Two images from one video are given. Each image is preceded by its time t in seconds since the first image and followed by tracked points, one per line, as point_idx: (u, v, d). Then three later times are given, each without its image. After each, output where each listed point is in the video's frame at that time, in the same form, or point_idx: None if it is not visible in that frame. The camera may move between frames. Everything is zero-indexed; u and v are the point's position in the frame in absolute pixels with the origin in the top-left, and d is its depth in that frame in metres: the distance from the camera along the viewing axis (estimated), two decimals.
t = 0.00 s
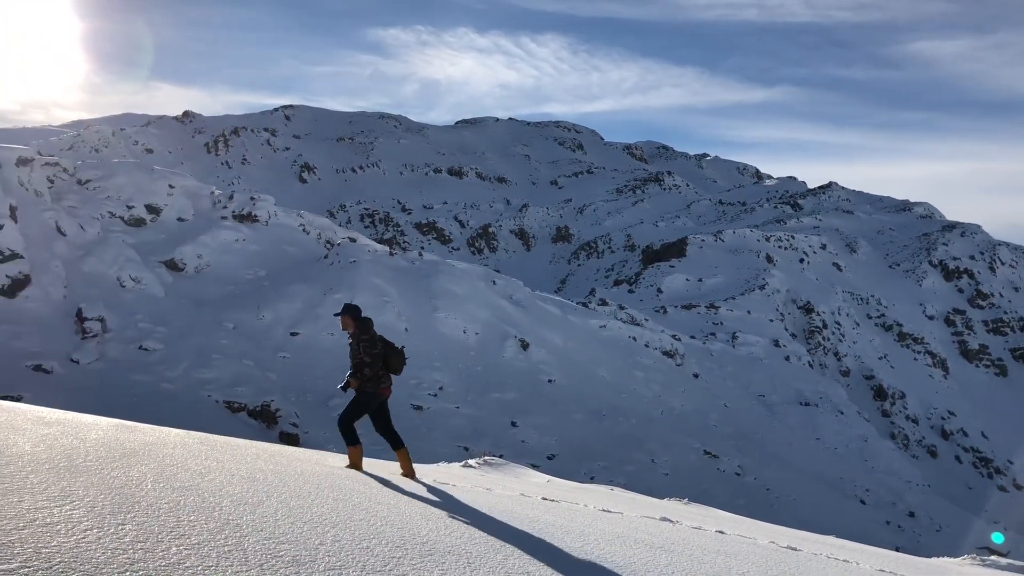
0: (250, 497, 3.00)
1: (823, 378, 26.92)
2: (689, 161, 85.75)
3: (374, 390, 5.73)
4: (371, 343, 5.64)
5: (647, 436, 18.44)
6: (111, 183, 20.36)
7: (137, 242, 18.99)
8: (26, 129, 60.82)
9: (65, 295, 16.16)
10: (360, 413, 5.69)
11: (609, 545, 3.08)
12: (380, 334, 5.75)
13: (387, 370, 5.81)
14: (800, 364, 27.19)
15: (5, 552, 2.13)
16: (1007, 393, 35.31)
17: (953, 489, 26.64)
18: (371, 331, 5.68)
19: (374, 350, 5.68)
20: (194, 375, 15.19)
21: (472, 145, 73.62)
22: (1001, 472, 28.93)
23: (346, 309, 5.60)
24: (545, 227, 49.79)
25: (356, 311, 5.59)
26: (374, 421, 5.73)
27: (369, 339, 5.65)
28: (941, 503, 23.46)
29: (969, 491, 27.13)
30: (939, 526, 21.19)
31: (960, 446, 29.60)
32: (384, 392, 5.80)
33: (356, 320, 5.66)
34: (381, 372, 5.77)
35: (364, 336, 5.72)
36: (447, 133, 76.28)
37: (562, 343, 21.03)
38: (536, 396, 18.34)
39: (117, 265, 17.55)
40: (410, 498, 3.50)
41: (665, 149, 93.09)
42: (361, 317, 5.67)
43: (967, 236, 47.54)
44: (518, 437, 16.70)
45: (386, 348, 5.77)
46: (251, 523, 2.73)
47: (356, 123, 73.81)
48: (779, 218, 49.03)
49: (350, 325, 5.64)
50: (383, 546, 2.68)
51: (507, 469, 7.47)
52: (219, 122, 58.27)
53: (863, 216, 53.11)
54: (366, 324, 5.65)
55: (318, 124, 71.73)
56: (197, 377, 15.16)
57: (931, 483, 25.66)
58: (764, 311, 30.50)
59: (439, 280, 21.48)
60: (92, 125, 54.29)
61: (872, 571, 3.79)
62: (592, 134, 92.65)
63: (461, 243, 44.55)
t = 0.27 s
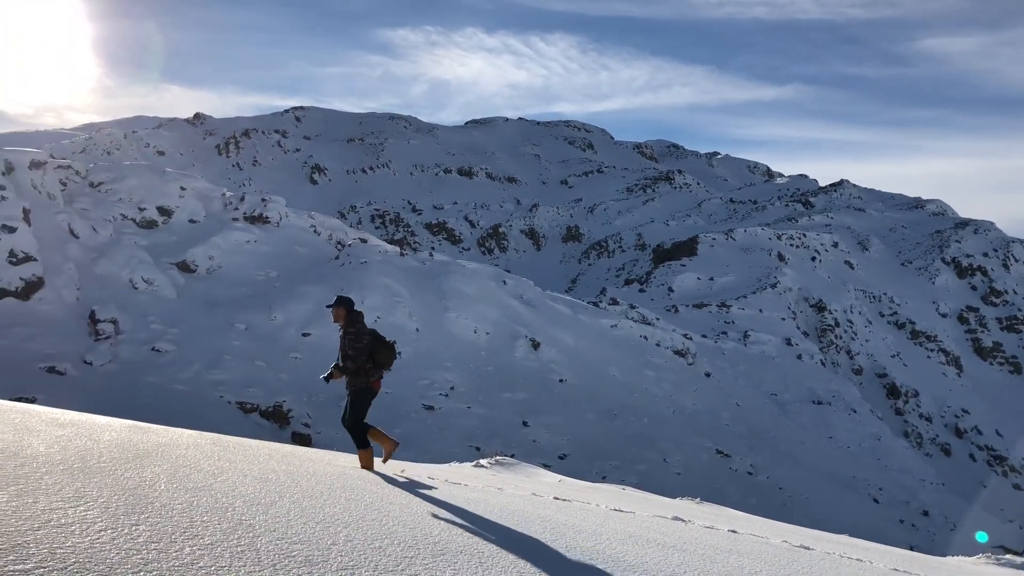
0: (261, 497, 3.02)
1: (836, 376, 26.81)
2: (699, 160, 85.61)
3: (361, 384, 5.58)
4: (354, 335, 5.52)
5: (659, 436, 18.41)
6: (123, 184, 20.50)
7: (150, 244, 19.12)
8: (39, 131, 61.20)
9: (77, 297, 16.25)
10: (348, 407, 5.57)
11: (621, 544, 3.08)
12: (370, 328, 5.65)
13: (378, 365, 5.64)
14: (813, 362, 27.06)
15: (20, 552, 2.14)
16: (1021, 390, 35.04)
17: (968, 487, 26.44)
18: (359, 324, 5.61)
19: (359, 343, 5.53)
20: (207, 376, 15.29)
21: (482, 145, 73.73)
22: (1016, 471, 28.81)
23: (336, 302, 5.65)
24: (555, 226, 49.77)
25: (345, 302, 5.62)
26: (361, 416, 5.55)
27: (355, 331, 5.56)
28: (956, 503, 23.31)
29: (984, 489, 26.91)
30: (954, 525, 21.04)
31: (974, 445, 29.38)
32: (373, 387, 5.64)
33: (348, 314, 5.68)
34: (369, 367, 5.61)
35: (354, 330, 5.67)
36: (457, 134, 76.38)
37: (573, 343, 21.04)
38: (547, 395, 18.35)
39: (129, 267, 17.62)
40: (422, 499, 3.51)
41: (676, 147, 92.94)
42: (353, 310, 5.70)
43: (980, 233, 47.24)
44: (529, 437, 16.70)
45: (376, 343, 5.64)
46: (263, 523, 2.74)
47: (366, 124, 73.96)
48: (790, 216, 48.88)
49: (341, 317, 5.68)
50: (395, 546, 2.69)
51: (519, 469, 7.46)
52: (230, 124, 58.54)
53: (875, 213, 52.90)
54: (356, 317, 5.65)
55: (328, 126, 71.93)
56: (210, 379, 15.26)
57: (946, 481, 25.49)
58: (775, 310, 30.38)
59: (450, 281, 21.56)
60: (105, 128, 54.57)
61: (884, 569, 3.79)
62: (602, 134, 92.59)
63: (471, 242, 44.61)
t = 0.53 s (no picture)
0: (277, 498, 3.04)
1: (850, 376, 26.68)
2: (713, 160, 85.32)
3: (354, 384, 5.56)
4: (344, 334, 5.57)
5: (673, 436, 18.38)
6: (138, 186, 20.73)
7: (165, 246, 19.31)
8: (56, 135, 61.78)
9: (93, 299, 16.57)
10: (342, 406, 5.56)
11: (636, 544, 3.07)
12: (364, 328, 5.67)
13: (372, 364, 5.63)
14: (828, 362, 26.92)
15: (40, 552, 2.16)
16: None
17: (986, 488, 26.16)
18: (351, 324, 5.64)
19: (351, 343, 5.58)
20: (222, 377, 15.42)
21: (494, 146, 73.80)
22: None
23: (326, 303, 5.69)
24: (568, 227, 49.76)
25: (334, 303, 5.65)
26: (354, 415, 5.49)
27: (346, 331, 5.60)
28: (972, 503, 23.14)
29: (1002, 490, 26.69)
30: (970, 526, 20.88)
31: (991, 445, 29.10)
32: (368, 386, 5.59)
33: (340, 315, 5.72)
34: (363, 366, 5.60)
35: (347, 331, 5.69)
36: (469, 135, 76.50)
37: (587, 344, 21.06)
38: (561, 396, 18.37)
39: (145, 269, 17.83)
40: (437, 501, 3.53)
41: (689, 147, 92.64)
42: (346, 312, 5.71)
43: (997, 232, 46.82)
44: (543, 437, 16.70)
45: (368, 342, 5.64)
46: (279, 523, 2.76)
47: (379, 125, 74.17)
48: (804, 216, 48.66)
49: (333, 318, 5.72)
50: (410, 546, 2.69)
51: (531, 470, 7.45)
52: (245, 126, 58.89)
53: (890, 212, 52.58)
54: (347, 317, 5.66)
55: (341, 127, 72.21)
56: (225, 380, 15.42)
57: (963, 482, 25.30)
58: (790, 310, 30.27)
59: (463, 282, 21.62)
60: (121, 131, 55.00)
61: (902, 571, 3.76)
62: (615, 134, 92.41)
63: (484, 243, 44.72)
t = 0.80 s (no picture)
0: (298, 497, 3.05)
1: (871, 376, 26.50)
2: (731, 159, 84.93)
3: (356, 379, 5.61)
4: (351, 329, 5.55)
5: (692, 437, 18.35)
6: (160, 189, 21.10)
7: (186, 248, 19.52)
8: (79, 138, 62.59)
9: (115, 300, 16.91)
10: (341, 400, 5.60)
11: (655, 544, 3.07)
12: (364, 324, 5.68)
13: (372, 360, 5.70)
14: (848, 362, 26.72)
15: (65, 550, 2.18)
16: None
17: (1010, 490, 25.70)
18: (354, 320, 5.62)
19: (356, 339, 5.58)
20: (242, 378, 15.59)
21: (512, 146, 73.88)
22: None
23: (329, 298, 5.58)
24: (585, 227, 49.72)
25: (338, 298, 5.57)
26: (355, 410, 5.55)
27: (351, 327, 5.57)
28: (996, 505, 22.85)
29: None
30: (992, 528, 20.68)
31: (1014, 446, 28.67)
32: (367, 381, 5.66)
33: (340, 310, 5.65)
34: (364, 362, 5.66)
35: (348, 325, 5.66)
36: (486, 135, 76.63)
37: (605, 345, 21.06)
38: (579, 396, 18.36)
39: (166, 271, 18.02)
40: (456, 501, 3.56)
41: (707, 147, 92.27)
42: (347, 306, 5.66)
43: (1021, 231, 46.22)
44: (561, 438, 16.72)
45: (369, 339, 5.68)
46: (300, 522, 2.78)
47: (397, 126, 74.47)
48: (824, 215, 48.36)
49: (333, 312, 5.63)
50: (432, 545, 2.71)
51: (549, 469, 7.47)
52: (264, 129, 59.36)
53: (911, 212, 52.11)
54: (350, 312, 5.62)
55: (359, 128, 72.60)
56: (245, 380, 15.58)
57: (987, 483, 25.01)
58: (810, 309, 30.10)
59: (482, 283, 21.72)
60: (143, 134, 55.66)
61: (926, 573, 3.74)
62: (633, 134, 92.15)
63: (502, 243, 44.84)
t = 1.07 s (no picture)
0: (320, 497, 3.07)
1: (896, 377, 26.24)
2: (753, 159, 84.41)
3: (367, 374, 5.60)
4: (367, 325, 5.55)
5: (714, 438, 18.26)
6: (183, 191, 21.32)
7: (208, 249, 19.69)
8: (104, 141, 63.39)
9: (138, 301, 17.09)
10: (352, 397, 5.57)
11: (676, 545, 3.07)
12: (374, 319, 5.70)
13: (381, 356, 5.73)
14: (872, 362, 26.47)
15: (91, 550, 2.20)
16: None
17: None
18: (366, 315, 5.63)
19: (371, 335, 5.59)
20: (264, 378, 15.73)
21: (532, 146, 73.89)
22: None
23: (341, 292, 5.53)
24: (606, 227, 49.60)
25: (353, 293, 5.55)
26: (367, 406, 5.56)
27: (365, 322, 5.58)
28: None
29: None
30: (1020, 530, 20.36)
31: None
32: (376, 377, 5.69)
33: (350, 304, 5.61)
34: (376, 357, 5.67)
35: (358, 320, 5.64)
36: (506, 136, 76.67)
37: (625, 345, 21.01)
38: (600, 396, 18.33)
39: (189, 272, 18.19)
40: (478, 502, 3.58)
41: (728, 146, 91.77)
42: (358, 301, 5.65)
43: None
44: (582, 439, 16.69)
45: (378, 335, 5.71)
46: (322, 522, 2.79)
47: (417, 127, 74.79)
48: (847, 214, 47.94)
49: (345, 307, 5.58)
50: (454, 545, 2.72)
51: (570, 470, 7.47)
52: (286, 131, 59.78)
53: (936, 211, 51.52)
54: (362, 307, 5.62)
55: (380, 130, 72.96)
56: (268, 381, 15.71)
57: (1015, 485, 24.63)
58: (832, 309, 29.87)
59: (502, 284, 21.80)
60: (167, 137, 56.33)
61: (951, 575, 3.72)
62: (653, 134, 91.84)
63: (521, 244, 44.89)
